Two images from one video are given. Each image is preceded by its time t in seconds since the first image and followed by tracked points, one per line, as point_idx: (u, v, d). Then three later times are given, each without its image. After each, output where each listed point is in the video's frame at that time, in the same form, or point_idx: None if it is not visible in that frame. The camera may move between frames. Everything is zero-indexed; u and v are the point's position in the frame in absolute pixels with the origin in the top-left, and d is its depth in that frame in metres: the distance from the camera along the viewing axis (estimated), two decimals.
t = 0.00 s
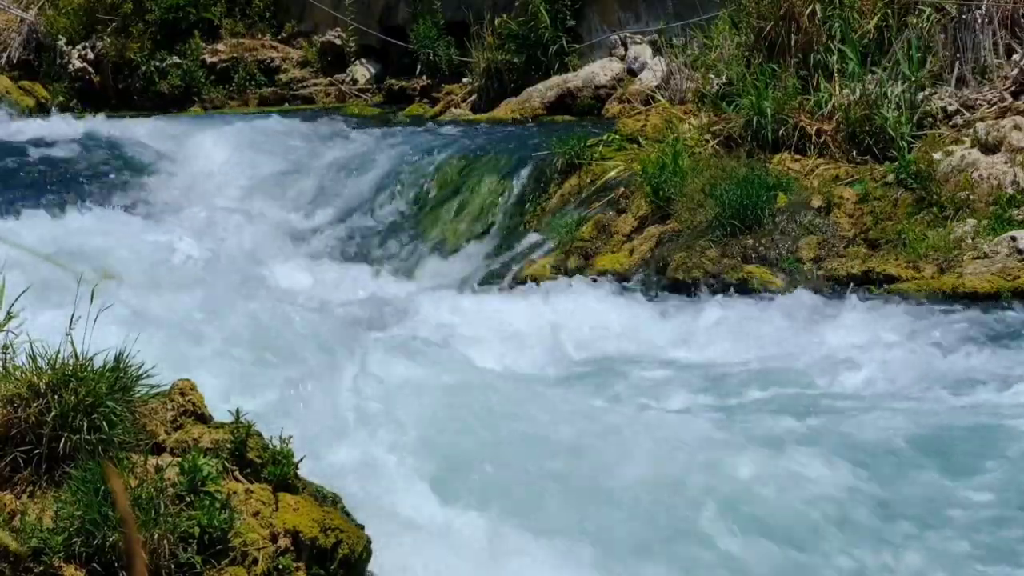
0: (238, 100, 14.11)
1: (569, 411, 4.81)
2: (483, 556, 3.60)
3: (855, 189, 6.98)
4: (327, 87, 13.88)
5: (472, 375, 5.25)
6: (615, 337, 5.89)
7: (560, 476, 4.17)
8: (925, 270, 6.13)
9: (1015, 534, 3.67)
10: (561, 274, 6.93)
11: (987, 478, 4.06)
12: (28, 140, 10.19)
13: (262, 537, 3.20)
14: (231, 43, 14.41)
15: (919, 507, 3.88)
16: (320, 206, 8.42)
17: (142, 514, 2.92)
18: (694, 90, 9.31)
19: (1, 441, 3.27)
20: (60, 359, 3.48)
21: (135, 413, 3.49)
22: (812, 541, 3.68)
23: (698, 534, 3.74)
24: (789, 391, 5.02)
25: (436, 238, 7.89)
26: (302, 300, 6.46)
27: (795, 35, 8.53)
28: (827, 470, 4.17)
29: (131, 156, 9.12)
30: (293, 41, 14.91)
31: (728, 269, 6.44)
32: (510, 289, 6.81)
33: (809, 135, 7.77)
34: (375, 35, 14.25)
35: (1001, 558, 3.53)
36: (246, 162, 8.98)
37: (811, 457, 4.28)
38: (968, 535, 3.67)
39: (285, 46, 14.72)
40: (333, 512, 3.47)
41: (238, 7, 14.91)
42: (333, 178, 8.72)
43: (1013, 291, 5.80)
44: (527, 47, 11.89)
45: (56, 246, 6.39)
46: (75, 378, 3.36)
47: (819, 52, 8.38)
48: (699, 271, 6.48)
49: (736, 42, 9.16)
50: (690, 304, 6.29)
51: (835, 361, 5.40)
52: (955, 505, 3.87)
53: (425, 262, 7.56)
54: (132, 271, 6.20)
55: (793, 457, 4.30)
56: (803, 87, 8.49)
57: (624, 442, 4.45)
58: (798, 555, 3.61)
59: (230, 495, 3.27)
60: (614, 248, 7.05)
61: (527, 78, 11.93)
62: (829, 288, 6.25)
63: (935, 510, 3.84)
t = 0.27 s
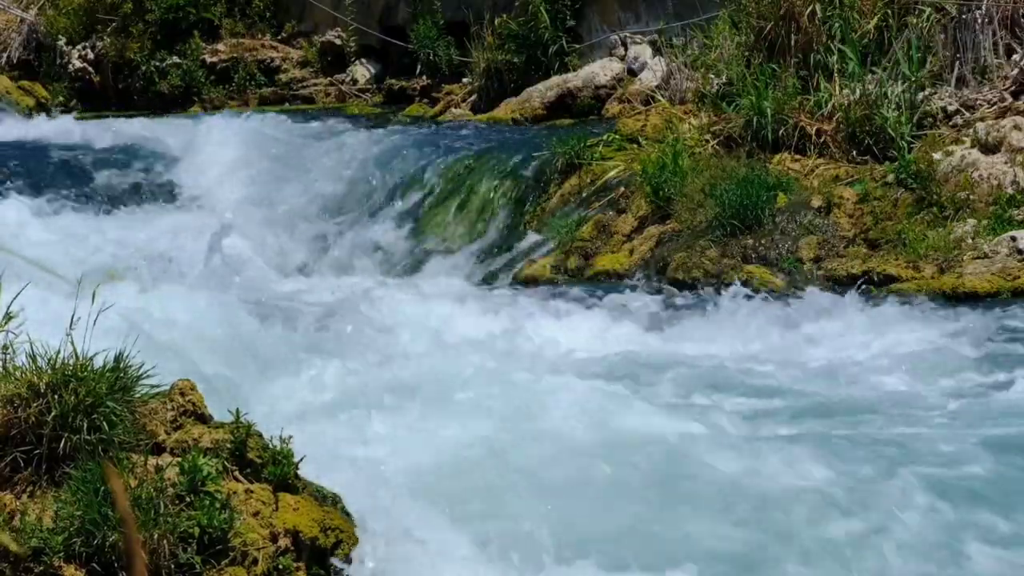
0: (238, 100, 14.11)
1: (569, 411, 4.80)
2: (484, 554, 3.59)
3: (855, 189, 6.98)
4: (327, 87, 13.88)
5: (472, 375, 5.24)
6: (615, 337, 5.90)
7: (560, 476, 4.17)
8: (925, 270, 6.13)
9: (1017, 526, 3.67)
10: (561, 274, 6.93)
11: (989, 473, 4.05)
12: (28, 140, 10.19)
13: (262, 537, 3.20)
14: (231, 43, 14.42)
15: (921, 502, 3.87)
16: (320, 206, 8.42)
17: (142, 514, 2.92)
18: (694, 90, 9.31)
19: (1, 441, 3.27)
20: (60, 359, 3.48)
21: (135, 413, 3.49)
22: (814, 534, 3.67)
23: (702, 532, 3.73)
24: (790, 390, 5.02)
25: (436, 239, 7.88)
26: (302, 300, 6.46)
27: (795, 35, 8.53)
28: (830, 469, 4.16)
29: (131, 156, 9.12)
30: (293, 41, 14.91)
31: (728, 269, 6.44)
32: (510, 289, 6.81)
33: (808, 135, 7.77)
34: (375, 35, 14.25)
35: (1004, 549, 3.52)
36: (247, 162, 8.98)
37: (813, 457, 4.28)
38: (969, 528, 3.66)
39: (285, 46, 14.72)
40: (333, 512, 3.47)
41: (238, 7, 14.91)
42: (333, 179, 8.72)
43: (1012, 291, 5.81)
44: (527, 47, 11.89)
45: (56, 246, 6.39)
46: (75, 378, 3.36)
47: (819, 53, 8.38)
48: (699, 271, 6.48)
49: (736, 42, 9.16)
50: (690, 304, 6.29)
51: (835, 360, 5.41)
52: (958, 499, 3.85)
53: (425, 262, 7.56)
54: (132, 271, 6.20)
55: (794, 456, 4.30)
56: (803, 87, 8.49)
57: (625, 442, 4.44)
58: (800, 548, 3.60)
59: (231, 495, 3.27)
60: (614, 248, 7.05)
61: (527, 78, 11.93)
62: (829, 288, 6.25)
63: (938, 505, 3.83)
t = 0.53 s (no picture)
0: (238, 100, 14.11)
1: (570, 412, 4.81)
2: (485, 556, 3.60)
3: (855, 189, 6.99)
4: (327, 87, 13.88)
5: (473, 375, 5.24)
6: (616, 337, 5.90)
7: (560, 476, 4.17)
8: (925, 270, 6.13)
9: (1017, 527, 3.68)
10: (561, 274, 6.93)
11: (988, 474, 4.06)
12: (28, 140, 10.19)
13: (262, 537, 3.20)
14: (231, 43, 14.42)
15: (921, 502, 3.88)
16: (320, 206, 8.42)
17: (143, 514, 2.92)
18: (694, 90, 9.31)
19: (1, 441, 3.27)
20: (60, 359, 3.48)
21: (135, 413, 3.49)
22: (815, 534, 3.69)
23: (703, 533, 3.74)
24: (790, 391, 5.02)
25: (436, 239, 7.89)
26: (303, 300, 6.46)
27: (795, 35, 8.53)
28: (830, 469, 4.16)
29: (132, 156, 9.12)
30: (293, 41, 14.91)
31: (728, 269, 6.44)
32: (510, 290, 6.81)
33: (808, 135, 7.77)
34: (375, 35, 14.25)
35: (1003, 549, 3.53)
36: (246, 162, 8.98)
37: (815, 456, 4.28)
38: (969, 528, 3.68)
39: (285, 46, 14.72)
40: (333, 512, 3.47)
41: (238, 7, 14.91)
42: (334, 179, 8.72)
43: (1013, 291, 5.81)
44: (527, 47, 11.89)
45: (56, 246, 6.39)
46: (75, 378, 3.36)
47: (819, 52, 8.38)
48: (699, 271, 6.47)
49: (736, 42, 9.16)
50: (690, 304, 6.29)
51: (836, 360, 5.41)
52: (958, 500, 3.86)
53: (425, 262, 7.56)
54: (132, 271, 6.20)
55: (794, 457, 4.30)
56: (803, 87, 8.49)
57: (626, 443, 4.45)
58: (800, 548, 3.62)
59: (230, 495, 3.27)
60: (614, 248, 7.06)
61: (527, 78, 11.93)
62: (828, 288, 6.25)
63: (937, 506, 3.84)
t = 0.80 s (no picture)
0: (238, 100, 14.12)
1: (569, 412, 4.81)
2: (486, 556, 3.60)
3: (855, 189, 6.99)
4: (327, 87, 13.88)
5: (472, 375, 5.25)
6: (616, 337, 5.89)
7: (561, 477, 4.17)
8: (925, 270, 6.14)
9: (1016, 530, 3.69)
10: (560, 274, 6.92)
11: (988, 475, 4.07)
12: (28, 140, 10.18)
13: (262, 537, 3.20)
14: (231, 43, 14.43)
15: (921, 505, 3.89)
16: (320, 206, 8.41)
17: (143, 514, 2.92)
18: (694, 90, 9.31)
19: (1, 441, 3.27)
20: (60, 359, 3.48)
21: (135, 413, 3.49)
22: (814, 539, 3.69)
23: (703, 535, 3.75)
24: (790, 391, 5.02)
25: (436, 239, 7.89)
26: (303, 300, 6.45)
27: (795, 35, 8.53)
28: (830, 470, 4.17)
29: (131, 156, 9.11)
30: (293, 41, 14.91)
31: (728, 269, 6.44)
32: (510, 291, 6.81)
33: (808, 135, 7.77)
34: (375, 35, 14.25)
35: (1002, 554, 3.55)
36: (247, 162, 8.97)
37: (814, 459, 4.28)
38: (968, 532, 3.68)
39: (285, 46, 14.72)
40: (333, 512, 3.47)
41: (238, 7, 14.91)
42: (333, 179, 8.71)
43: (1012, 291, 5.83)
44: (527, 47, 11.89)
45: (56, 246, 6.39)
46: (75, 378, 3.36)
47: (819, 52, 8.38)
48: (699, 271, 6.47)
49: (736, 42, 9.16)
50: (690, 304, 6.29)
51: (836, 359, 5.40)
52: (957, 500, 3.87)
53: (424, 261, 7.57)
54: (132, 271, 6.20)
55: (795, 458, 4.30)
56: (803, 87, 8.49)
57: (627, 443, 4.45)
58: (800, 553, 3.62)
59: (230, 495, 3.27)
60: (614, 248, 7.06)
61: (527, 78, 11.93)
62: (828, 288, 6.25)
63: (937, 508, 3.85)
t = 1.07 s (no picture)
0: (238, 100, 14.12)
1: (569, 411, 4.81)
2: (484, 558, 3.60)
3: (855, 189, 6.98)
4: (327, 87, 13.88)
5: (472, 374, 5.25)
6: (616, 336, 5.88)
7: (560, 477, 4.17)
8: (925, 270, 6.14)
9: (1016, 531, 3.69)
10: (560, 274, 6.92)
11: (987, 475, 4.07)
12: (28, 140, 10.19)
13: (262, 537, 3.20)
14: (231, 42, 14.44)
15: (921, 506, 3.88)
16: (320, 205, 8.41)
17: (142, 514, 2.92)
18: (694, 90, 9.31)
19: (1, 441, 3.27)
20: (60, 359, 3.48)
21: (135, 413, 3.49)
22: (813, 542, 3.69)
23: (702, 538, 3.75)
24: (790, 391, 5.02)
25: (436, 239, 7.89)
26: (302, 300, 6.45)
27: (795, 35, 8.53)
28: (830, 471, 4.17)
29: (131, 156, 9.11)
30: (293, 41, 14.90)
31: (728, 269, 6.44)
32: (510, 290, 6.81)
33: (808, 135, 7.77)
34: (375, 35, 14.24)
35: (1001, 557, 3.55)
36: (246, 162, 8.97)
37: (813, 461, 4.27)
38: (968, 534, 3.68)
39: (285, 46, 14.72)
40: (334, 512, 3.47)
41: (238, 7, 14.91)
42: (333, 179, 8.71)
43: (1012, 291, 5.83)
44: (527, 46, 11.89)
45: (56, 246, 6.39)
46: (75, 378, 3.36)
47: (819, 52, 8.38)
48: (699, 271, 6.47)
49: (736, 42, 9.16)
50: (690, 304, 6.28)
51: (835, 359, 5.40)
52: (956, 502, 3.88)
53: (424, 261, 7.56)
54: (132, 271, 6.20)
55: (794, 458, 4.30)
56: (803, 87, 8.49)
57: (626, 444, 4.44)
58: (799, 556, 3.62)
59: (230, 495, 3.27)
60: (614, 248, 7.05)
61: (527, 78, 11.93)
62: (828, 288, 6.25)
63: (937, 510, 3.85)
